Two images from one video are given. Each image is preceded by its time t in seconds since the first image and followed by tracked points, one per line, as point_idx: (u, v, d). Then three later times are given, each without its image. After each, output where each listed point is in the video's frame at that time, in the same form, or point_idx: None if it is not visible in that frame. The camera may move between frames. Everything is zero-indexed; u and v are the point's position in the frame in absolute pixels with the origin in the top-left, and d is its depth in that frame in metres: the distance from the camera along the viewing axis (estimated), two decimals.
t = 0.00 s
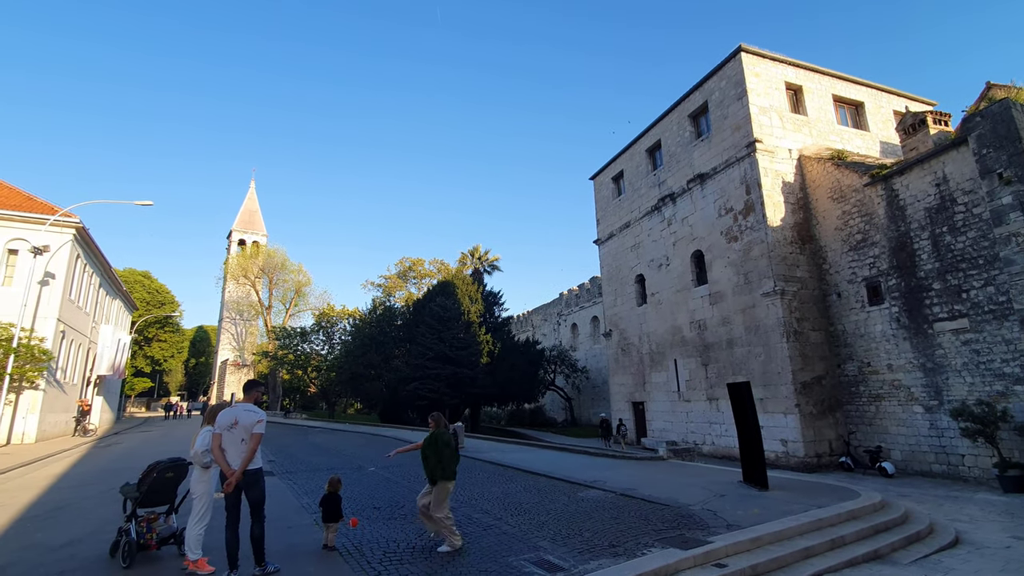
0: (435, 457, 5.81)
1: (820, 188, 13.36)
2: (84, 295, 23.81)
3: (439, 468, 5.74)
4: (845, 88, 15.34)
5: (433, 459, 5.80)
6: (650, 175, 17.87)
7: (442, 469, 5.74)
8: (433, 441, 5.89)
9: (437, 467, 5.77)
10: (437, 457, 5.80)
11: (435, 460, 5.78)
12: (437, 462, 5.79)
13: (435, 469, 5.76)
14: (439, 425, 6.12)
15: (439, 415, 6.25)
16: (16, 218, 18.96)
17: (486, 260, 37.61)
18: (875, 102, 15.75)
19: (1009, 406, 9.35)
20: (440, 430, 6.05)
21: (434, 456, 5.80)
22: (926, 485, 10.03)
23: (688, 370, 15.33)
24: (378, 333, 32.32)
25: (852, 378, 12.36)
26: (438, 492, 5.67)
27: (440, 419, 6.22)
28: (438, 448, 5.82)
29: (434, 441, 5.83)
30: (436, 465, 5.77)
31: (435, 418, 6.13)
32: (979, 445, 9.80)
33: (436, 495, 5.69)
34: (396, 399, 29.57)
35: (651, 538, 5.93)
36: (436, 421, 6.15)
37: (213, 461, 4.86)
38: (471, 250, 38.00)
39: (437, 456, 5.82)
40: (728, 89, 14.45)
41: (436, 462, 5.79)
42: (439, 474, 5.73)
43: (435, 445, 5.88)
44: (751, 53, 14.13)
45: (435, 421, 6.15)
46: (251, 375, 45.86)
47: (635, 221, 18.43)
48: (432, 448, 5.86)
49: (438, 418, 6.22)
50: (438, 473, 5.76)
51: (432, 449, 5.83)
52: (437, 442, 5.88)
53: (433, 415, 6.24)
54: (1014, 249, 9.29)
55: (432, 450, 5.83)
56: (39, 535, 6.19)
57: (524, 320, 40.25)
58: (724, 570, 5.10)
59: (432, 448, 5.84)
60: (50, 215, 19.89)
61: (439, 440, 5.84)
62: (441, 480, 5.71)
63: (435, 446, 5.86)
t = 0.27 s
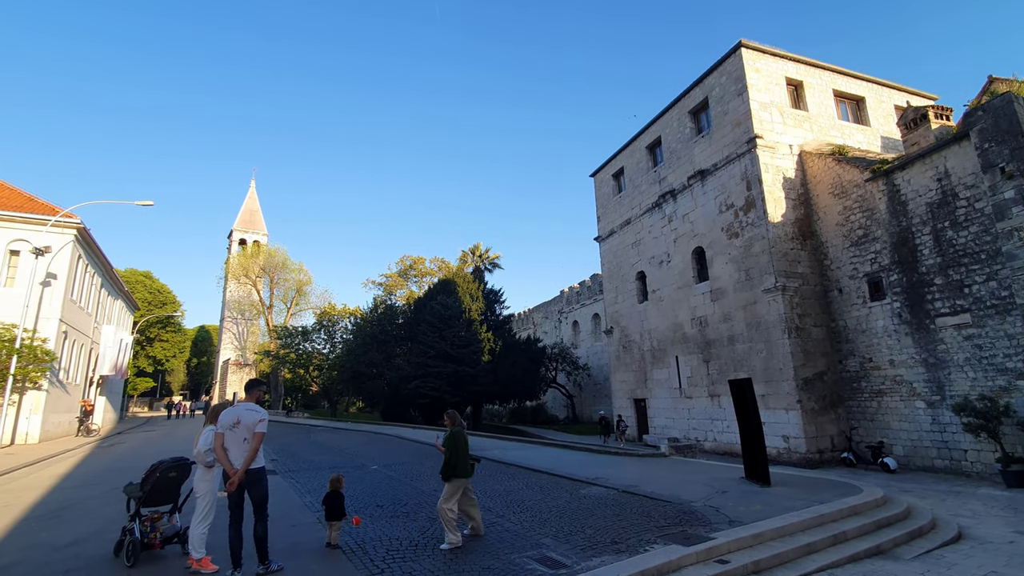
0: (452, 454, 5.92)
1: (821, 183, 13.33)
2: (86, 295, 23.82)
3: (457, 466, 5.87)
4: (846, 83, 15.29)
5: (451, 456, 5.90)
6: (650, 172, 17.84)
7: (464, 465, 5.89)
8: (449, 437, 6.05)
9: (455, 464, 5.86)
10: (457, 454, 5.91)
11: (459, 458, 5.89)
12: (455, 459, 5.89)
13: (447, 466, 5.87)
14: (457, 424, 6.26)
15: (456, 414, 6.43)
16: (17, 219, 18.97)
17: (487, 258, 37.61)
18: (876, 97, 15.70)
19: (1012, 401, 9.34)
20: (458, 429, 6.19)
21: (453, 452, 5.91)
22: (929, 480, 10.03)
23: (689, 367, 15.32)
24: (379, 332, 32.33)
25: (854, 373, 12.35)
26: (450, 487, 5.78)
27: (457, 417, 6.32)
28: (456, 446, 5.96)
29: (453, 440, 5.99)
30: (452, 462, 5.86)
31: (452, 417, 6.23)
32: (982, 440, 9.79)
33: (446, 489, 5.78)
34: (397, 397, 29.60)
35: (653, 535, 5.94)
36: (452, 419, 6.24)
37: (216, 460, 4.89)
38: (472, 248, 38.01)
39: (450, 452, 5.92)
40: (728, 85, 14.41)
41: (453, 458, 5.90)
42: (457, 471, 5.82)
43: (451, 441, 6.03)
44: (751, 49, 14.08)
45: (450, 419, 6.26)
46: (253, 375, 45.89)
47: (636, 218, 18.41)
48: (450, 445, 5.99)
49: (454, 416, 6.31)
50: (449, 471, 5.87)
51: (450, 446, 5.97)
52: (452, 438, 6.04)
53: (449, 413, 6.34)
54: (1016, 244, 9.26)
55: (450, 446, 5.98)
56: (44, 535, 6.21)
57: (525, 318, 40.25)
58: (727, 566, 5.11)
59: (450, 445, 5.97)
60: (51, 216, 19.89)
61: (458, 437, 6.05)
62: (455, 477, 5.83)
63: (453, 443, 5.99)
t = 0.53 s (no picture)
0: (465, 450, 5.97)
1: (822, 180, 13.30)
2: (87, 295, 23.83)
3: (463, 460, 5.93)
4: (846, 79, 15.25)
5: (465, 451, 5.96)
6: (650, 169, 17.81)
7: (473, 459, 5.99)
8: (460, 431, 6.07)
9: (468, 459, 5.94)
10: (469, 446, 5.98)
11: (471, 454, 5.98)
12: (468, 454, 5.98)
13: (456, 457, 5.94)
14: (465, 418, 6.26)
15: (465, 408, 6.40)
16: (18, 219, 18.97)
17: (487, 256, 37.59)
18: (876, 93, 15.65)
19: (1014, 397, 9.33)
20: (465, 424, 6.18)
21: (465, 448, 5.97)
22: (930, 476, 10.03)
23: (690, 364, 15.32)
24: (379, 331, 32.33)
25: (855, 370, 12.34)
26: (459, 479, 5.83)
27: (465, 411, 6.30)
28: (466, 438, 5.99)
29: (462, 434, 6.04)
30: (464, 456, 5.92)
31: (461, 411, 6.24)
32: (984, 436, 9.79)
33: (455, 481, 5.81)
34: (398, 396, 29.63)
35: (654, 532, 5.94)
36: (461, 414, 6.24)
37: (217, 459, 4.89)
38: (472, 246, 37.99)
39: (458, 445, 5.95)
40: (728, 81, 14.37)
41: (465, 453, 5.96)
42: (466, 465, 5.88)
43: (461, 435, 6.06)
44: (751, 45, 14.04)
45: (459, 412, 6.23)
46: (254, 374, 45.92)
47: (636, 215, 18.38)
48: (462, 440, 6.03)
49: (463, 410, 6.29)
50: (457, 463, 5.92)
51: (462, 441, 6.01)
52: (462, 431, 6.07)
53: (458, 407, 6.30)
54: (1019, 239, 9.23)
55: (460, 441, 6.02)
56: (48, 534, 6.22)
57: (525, 316, 40.23)
58: (728, 563, 5.11)
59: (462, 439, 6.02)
60: (51, 216, 19.88)
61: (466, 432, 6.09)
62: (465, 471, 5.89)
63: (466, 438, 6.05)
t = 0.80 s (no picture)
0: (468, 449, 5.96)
1: (822, 178, 13.29)
2: (88, 296, 23.83)
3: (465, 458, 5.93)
4: (846, 77, 15.24)
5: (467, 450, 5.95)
6: (650, 168, 17.80)
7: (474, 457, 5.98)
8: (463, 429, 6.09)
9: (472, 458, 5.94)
10: (472, 445, 6.00)
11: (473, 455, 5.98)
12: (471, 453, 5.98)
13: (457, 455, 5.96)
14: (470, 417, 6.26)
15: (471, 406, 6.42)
16: (19, 220, 18.98)
17: (487, 256, 37.59)
18: (876, 92, 15.64)
19: (1016, 395, 9.32)
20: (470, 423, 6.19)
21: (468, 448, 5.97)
22: (931, 475, 10.02)
23: (690, 363, 15.32)
24: (380, 331, 32.33)
25: (855, 369, 12.33)
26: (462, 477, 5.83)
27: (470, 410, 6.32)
28: (471, 437, 5.98)
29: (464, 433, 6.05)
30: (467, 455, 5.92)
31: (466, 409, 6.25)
32: (985, 435, 9.78)
33: (457, 480, 5.77)
34: (399, 395, 29.63)
35: (655, 532, 5.94)
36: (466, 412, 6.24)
37: (218, 460, 4.89)
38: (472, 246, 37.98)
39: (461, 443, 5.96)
40: (728, 80, 14.36)
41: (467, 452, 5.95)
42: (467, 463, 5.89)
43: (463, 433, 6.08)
44: (751, 44, 14.03)
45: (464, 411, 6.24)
46: (254, 374, 45.91)
47: (636, 214, 18.37)
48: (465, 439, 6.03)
49: (468, 408, 6.29)
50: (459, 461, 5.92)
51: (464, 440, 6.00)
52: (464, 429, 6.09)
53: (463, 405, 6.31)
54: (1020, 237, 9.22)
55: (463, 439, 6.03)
56: (50, 534, 6.23)
57: (525, 316, 40.22)
58: (729, 562, 5.11)
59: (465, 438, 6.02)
60: (52, 217, 19.88)
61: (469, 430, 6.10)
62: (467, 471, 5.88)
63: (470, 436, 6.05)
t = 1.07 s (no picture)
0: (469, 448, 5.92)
1: (821, 177, 13.29)
2: (87, 297, 23.82)
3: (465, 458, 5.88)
4: (845, 77, 15.23)
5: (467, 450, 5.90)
6: (649, 168, 17.81)
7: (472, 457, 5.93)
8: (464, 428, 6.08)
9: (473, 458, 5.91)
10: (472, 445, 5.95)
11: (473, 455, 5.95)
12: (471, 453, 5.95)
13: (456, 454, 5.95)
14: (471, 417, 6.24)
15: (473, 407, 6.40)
16: (19, 221, 18.97)
17: (487, 256, 37.59)
18: (875, 91, 15.64)
19: (1016, 395, 9.32)
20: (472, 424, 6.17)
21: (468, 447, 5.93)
22: (931, 475, 10.02)
23: (690, 363, 15.32)
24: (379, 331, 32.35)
25: (855, 368, 12.33)
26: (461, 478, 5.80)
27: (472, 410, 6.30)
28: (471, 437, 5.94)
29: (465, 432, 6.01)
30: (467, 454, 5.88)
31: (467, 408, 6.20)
32: (985, 434, 9.78)
33: (457, 480, 5.76)
34: (398, 396, 29.61)
35: (654, 531, 5.93)
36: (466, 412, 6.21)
37: (217, 460, 4.87)
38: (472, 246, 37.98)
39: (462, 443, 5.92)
40: (728, 80, 14.35)
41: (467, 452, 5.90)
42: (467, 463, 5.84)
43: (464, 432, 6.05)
44: (750, 43, 14.04)
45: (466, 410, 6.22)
46: (254, 374, 45.88)
47: (635, 214, 18.37)
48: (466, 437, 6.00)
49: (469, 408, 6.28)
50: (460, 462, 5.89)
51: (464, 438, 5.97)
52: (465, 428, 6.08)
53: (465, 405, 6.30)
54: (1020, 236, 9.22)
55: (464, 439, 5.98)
56: (50, 534, 6.22)
57: (525, 316, 40.21)
58: (728, 563, 5.10)
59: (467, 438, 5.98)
60: (52, 217, 19.86)
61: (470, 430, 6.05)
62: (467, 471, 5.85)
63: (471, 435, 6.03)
